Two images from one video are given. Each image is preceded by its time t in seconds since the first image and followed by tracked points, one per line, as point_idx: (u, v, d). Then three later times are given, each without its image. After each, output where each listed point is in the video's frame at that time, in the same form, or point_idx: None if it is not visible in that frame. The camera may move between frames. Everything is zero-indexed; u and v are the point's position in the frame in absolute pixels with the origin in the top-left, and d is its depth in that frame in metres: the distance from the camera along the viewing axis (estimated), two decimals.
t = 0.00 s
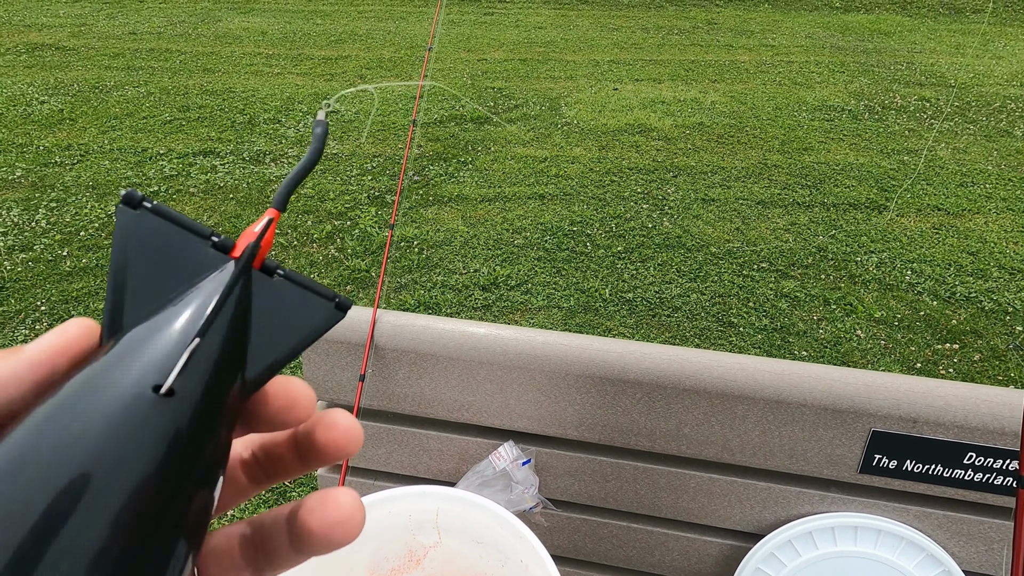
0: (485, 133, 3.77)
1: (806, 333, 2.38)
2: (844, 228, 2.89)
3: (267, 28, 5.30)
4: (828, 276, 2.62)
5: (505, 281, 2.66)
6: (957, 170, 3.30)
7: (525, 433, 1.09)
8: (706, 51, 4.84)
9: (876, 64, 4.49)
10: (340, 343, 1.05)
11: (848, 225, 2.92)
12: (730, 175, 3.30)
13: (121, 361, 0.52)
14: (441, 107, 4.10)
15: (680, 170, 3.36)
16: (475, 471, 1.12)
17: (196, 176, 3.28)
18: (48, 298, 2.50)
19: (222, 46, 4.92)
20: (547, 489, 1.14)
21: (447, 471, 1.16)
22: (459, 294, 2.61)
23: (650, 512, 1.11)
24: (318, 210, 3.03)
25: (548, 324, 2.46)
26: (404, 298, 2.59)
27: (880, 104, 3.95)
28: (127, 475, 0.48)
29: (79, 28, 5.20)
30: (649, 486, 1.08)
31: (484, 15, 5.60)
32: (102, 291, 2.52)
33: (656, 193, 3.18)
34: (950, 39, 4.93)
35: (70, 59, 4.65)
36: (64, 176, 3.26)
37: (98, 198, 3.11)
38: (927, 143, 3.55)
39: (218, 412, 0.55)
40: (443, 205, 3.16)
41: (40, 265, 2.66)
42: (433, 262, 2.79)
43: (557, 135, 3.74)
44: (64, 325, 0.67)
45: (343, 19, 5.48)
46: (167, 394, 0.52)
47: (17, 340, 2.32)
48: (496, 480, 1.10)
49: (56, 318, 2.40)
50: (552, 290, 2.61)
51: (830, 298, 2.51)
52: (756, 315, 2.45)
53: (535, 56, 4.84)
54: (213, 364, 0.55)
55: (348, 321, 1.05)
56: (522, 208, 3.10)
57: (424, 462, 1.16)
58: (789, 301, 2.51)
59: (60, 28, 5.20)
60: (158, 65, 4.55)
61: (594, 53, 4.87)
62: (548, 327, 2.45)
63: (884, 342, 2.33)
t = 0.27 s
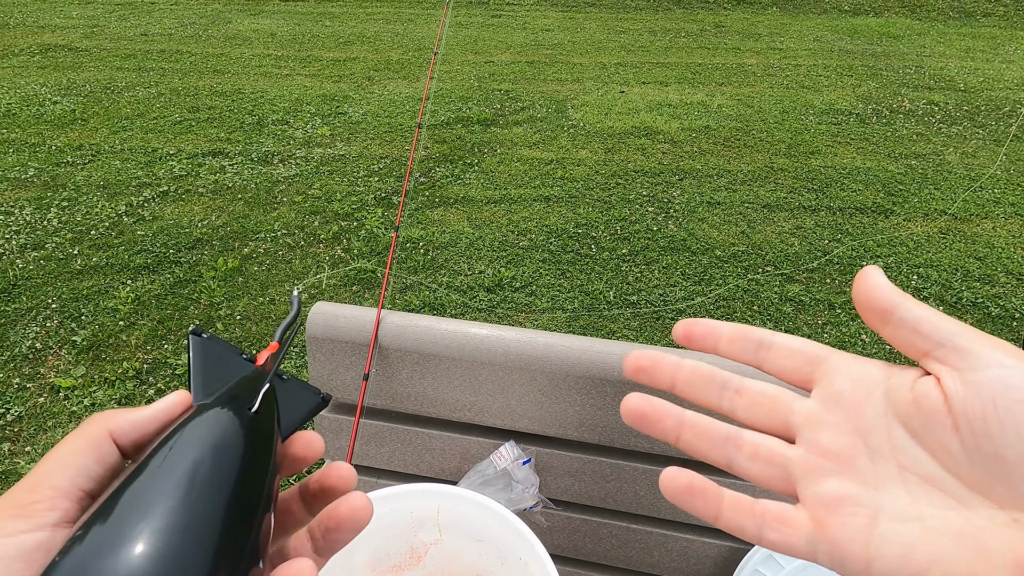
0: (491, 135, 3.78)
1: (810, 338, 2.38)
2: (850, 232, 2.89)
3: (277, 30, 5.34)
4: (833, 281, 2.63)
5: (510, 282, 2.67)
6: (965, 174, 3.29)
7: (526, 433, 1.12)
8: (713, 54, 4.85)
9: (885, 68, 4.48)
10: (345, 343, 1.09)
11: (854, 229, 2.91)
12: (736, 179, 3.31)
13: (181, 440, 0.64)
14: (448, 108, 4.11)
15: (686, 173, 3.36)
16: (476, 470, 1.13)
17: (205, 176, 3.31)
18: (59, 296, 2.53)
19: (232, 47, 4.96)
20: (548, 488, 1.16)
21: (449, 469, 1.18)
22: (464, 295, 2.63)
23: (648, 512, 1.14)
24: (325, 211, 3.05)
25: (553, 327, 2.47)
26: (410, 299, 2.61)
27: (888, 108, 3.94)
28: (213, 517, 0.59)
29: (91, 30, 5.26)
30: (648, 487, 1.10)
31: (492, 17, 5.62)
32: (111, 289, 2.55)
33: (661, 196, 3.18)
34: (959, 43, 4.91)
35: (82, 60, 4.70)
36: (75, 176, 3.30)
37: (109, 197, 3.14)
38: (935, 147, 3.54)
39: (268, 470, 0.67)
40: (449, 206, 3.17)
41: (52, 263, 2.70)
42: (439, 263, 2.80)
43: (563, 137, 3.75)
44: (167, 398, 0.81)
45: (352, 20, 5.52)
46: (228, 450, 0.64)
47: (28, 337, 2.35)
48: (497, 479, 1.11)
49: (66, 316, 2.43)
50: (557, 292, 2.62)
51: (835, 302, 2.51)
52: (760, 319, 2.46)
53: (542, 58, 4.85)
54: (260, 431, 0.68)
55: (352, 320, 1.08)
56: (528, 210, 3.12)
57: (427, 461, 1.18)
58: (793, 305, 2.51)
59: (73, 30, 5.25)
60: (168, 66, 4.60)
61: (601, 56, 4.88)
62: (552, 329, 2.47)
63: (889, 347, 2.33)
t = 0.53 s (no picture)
0: (501, 134, 3.79)
1: (819, 340, 2.38)
2: (862, 234, 2.87)
3: (290, 28, 5.37)
4: (843, 283, 2.61)
5: (519, 281, 2.68)
6: (980, 177, 3.27)
7: (531, 430, 1.16)
8: (725, 54, 4.83)
9: (900, 69, 4.44)
10: (352, 338, 1.13)
11: (865, 231, 2.90)
12: (747, 180, 3.30)
13: (212, 419, 0.70)
14: (459, 107, 4.12)
15: (696, 173, 3.36)
16: (482, 466, 1.17)
17: (218, 173, 3.34)
18: (74, 289, 2.56)
19: (246, 45, 4.99)
20: (553, 485, 1.19)
21: (455, 465, 1.22)
22: (472, 293, 2.64)
23: (653, 510, 1.15)
24: (336, 208, 3.07)
25: (561, 326, 2.48)
26: (419, 296, 2.63)
27: (902, 110, 3.91)
28: (238, 495, 0.66)
29: (108, 27, 5.31)
30: (653, 485, 1.13)
31: (504, 16, 5.62)
32: (125, 283, 2.58)
33: (671, 197, 3.18)
34: (976, 44, 4.86)
35: (99, 57, 4.75)
36: (91, 171, 3.34)
37: (124, 192, 3.18)
38: (950, 149, 3.51)
39: (290, 452, 0.73)
40: (459, 205, 3.18)
41: (67, 257, 2.73)
42: (448, 261, 2.81)
43: (573, 137, 3.75)
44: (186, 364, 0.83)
45: (364, 19, 5.54)
46: (253, 434, 0.70)
47: (44, 329, 2.39)
48: (503, 475, 1.14)
49: (81, 309, 2.46)
50: (565, 291, 2.63)
51: (845, 305, 2.50)
52: (769, 320, 2.46)
53: (554, 58, 4.85)
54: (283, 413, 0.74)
55: (362, 317, 1.13)
56: (537, 209, 3.12)
57: (434, 456, 1.22)
58: (802, 307, 2.51)
59: (90, 27, 5.31)
60: (183, 63, 4.63)
61: (613, 55, 4.87)
62: (560, 328, 2.47)
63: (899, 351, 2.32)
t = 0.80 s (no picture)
0: (515, 133, 3.79)
1: (834, 343, 2.35)
2: (878, 237, 2.84)
3: (306, 26, 5.40)
4: (859, 286, 2.59)
5: (530, 280, 2.67)
6: (1001, 181, 3.22)
7: (545, 427, 1.18)
8: (741, 54, 4.80)
9: (919, 71, 4.38)
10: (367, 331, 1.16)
11: (882, 234, 2.86)
12: (761, 181, 3.27)
13: (294, 411, 0.74)
14: (472, 105, 4.12)
15: (710, 174, 3.34)
16: (494, 461, 1.19)
17: (234, 169, 3.36)
18: (92, 282, 2.59)
19: (262, 43, 5.03)
20: (565, 482, 1.20)
21: (467, 459, 1.24)
22: (484, 291, 2.64)
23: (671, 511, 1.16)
24: (349, 205, 3.09)
25: (572, 325, 2.47)
26: (431, 294, 2.63)
27: (921, 112, 3.86)
28: (322, 486, 0.70)
29: (127, 24, 5.37)
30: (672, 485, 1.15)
31: (519, 16, 5.62)
32: (142, 277, 2.61)
33: (685, 197, 3.16)
34: (998, 46, 4.79)
35: (118, 54, 4.81)
36: (110, 166, 3.38)
37: (141, 187, 3.21)
38: (970, 152, 3.47)
39: (366, 441, 0.78)
40: (471, 203, 3.18)
41: (86, 250, 2.76)
42: (460, 259, 2.81)
43: (587, 136, 3.74)
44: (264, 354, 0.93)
45: (380, 17, 5.56)
46: (333, 424, 0.74)
47: (62, 320, 2.41)
48: (515, 471, 1.16)
49: (99, 302, 2.49)
50: (577, 290, 2.62)
51: (861, 308, 2.48)
52: (783, 322, 2.43)
53: (568, 57, 4.84)
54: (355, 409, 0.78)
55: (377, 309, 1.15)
56: (549, 208, 3.11)
57: (446, 450, 1.24)
58: (817, 309, 2.48)
59: (110, 24, 5.37)
60: (200, 60, 4.67)
61: (627, 55, 4.86)
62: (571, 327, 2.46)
63: (916, 355, 2.29)
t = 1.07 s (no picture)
0: (528, 134, 3.79)
1: (849, 347, 2.33)
2: (894, 241, 2.82)
3: (321, 26, 5.44)
4: (874, 290, 2.56)
5: (543, 280, 2.67)
6: (1020, 185, 3.18)
7: (562, 426, 1.22)
8: (755, 56, 4.77)
9: (937, 74, 4.34)
10: (388, 328, 1.16)
11: (898, 238, 2.84)
12: (776, 183, 3.25)
13: (468, 445, 0.76)
14: (485, 106, 4.13)
15: (723, 176, 3.32)
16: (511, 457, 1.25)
17: (249, 167, 3.39)
18: (111, 277, 2.62)
19: (277, 43, 5.06)
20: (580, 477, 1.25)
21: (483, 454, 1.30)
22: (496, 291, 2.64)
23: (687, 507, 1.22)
24: (363, 204, 3.10)
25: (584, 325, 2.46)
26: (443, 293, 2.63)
27: (938, 115, 3.82)
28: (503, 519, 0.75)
29: (146, 24, 5.43)
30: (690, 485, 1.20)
31: (532, 17, 5.62)
32: (159, 273, 2.63)
33: (698, 199, 3.14)
34: (1018, 49, 4.73)
35: (137, 53, 4.86)
36: (128, 164, 3.41)
37: (158, 184, 3.25)
38: (988, 156, 3.42)
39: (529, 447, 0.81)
40: (484, 203, 3.19)
41: (104, 246, 2.79)
42: (472, 259, 2.82)
43: (600, 137, 3.74)
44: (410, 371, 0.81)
45: (394, 18, 5.58)
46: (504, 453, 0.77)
47: (81, 315, 2.44)
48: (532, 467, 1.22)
49: (117, 297, 2.52)
50: (589, 291, 2.61)
51: (876, 312, 2.45)
52: (797, 325, 2.42)
53: (581, 58, 4.83)
54: (519, 399, 0.80)
55: (395, 306, 1.14)
56: (562, 209, 3.11)
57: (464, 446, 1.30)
58: (831, 313, 2.46)
59: (129, 24, 5.44)
60: (217, 60, 4.72)
61: (641, 56, 4.84)
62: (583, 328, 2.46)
63: (932, 360, 2.26)
